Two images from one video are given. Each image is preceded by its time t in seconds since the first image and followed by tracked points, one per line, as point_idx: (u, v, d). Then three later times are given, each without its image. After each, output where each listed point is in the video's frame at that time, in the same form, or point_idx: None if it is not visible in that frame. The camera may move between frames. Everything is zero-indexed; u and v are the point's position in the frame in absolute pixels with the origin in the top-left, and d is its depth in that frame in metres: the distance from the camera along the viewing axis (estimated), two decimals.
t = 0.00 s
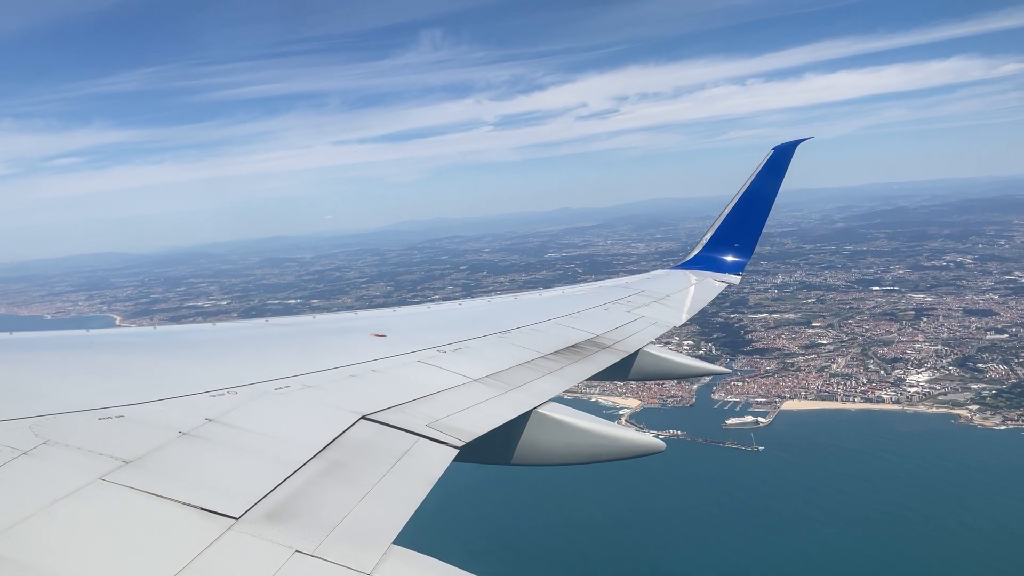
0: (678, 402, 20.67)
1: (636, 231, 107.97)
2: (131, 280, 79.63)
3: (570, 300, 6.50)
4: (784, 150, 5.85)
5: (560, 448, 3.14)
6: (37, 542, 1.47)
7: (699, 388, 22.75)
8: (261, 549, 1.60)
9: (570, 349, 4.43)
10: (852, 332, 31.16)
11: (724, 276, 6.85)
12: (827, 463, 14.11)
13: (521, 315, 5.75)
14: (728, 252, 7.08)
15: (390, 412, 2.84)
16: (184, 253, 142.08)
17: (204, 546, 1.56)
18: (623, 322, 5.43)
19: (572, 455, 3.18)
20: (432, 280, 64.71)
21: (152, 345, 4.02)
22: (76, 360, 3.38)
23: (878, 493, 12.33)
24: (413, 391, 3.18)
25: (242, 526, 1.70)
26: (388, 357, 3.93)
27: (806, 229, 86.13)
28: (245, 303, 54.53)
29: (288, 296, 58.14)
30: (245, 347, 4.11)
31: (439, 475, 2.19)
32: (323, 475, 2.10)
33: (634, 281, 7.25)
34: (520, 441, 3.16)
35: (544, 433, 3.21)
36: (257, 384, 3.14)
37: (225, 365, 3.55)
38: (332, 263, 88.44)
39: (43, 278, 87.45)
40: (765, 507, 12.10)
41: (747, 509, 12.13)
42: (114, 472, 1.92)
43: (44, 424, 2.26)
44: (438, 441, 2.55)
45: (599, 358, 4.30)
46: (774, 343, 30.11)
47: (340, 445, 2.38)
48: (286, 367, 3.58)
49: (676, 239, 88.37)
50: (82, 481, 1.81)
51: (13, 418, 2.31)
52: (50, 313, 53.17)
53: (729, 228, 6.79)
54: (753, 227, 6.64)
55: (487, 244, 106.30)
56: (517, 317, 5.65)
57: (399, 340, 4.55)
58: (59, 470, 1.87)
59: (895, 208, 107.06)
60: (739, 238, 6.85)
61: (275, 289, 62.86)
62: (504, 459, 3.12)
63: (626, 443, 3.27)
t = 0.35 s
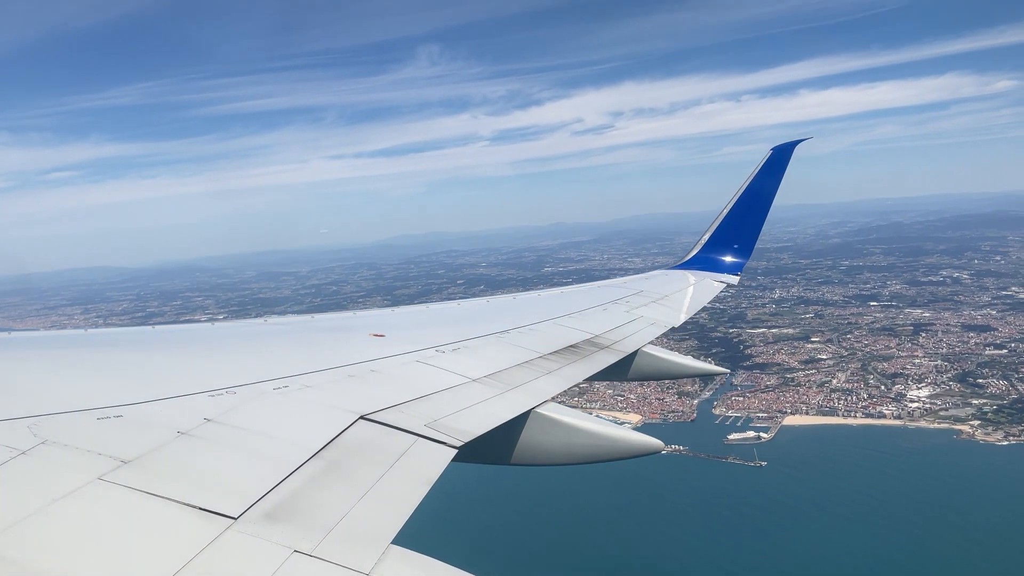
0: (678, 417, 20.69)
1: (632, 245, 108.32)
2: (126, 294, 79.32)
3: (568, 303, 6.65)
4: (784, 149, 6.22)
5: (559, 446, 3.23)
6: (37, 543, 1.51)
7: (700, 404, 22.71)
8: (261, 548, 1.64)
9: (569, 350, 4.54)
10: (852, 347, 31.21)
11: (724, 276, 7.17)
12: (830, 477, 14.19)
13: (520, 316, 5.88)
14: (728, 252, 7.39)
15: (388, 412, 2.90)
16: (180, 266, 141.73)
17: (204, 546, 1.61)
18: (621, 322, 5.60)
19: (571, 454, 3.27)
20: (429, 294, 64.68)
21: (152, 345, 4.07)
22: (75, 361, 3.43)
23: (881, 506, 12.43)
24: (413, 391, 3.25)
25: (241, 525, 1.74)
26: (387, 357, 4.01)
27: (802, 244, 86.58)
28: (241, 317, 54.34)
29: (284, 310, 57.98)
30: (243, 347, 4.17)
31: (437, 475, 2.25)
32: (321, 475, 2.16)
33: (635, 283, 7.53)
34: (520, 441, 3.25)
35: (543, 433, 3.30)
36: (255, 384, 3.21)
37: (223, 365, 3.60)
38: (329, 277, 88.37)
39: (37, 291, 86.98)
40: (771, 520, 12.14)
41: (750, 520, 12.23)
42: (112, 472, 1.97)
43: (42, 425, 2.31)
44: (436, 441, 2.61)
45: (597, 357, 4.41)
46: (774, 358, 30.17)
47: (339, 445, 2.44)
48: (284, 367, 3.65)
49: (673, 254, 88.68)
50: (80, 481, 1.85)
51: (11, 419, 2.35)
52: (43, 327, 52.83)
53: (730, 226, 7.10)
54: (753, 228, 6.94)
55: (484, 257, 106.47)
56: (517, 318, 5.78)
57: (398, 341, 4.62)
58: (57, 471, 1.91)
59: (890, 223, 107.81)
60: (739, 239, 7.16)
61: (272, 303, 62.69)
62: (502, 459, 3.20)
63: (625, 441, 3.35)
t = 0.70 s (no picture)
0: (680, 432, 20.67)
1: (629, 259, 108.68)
2: (122, 307, 79.09)
3: (566, 304, 6.76)
4: (779, 155, 6.55)
5: (558, 446, 3.32)
6: (39, 542, 1.52)
7: (701, 419, 22.69)
8: (260, 547, 1.67)
9: (568, 349, 4.64)
10: (852, 363, 31.29)
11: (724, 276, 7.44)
12: (833, 494, 14.31)
13: (518, 316, 6.00)
14: (727, 252, 7.67)
15: (387, 412, 2.96)
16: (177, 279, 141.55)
17: (204, 545, 1.63)
18: (619, 323, 5.72)
19: (569, 453, 3.37)
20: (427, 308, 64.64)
21: (151, 347, 4.12)
22: (73, 363, 3.46)
23: (885, 526, 12.58)
24: (412, 391, 3.33)
25: (240, 525, 1.76)
26: (386, 357, 4.09)
27: (798, 259, 87.01)
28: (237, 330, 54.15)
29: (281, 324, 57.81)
30: (241, 347, 4.25)
31: (436, 476, 2.29)
32: (321, 475, 2.19)
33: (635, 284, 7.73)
34: (519, 441, 3.33)
35: (542, 433, 3.38)
36: (254, 385, 3.26)
37: (220, 366, 3.64)
38: (326, 291, 88.31)
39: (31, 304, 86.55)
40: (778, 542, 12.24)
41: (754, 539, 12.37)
42: (111, 472, 1.99)
43: (41, 426, 2.34)
44: (434, 441, 2.68)
45: (596, 357, 4.51)
46: (774, 373, 30.21)
47: (337, 446, 2.48)
48: (282, 367, 3.72)
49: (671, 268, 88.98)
50: (79, 481, 1.87)
51: (10, 420, 2.38)
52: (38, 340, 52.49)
53: (730, 227, 7.38)
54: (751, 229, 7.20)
55: (482, 271, 106.58)
56: (516, 318, 5.89)
57: (397, 341, 4.72)
58: (57, 470, 1.94)
59: (885, 238, 108.44)
60: (738, 240, 7.42)
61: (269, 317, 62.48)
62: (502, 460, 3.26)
63: (621, 442, 3.48)
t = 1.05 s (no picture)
0: (683, 448, 20.65)
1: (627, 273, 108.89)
2: (118, 321, 78.81)
3: (566, 305, 6.89)
4: (779, 156, 6.75)
5: (557, 446, 3.40)
6: (34, 545, 1.49)
7: (703, 434, 22.67)
8: (260, 547, 1.65)
9: (568, 350, 4.74)
10: (852, 378, 31.31)
11: (722, 278, 7.67)
12: (838, 511, 14.37)
13: (518, 317, 6.11)
14: (726, 253, 7.93)
15: (386, 413, 2.97)
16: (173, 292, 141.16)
17: (203, 547, 1.61)
18: (619, 323, 5.85)
19: (566, 453, 3.44)
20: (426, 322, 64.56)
21: (147, 347, 4.11)
22: (69, 364, 3.44)
23: (890, 543, 12.64)
24: (411, 391, 3.37)
25: (239, 526, 1.74)
26: (385, 358, 4.15)
27: (796, 274, 87.37)
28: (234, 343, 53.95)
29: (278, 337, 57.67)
30: (240, 347, 4.27)
31: (435, 477, 2.30)
32: (319, 475, 2.18)
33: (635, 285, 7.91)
34: (517, 441, 3.41)
35: (541, 434, 3.45)
36: (252, 386, 3.26)
37: (218, 367, 3.64)
38: (324, 305, 88.18)
39: (26, 317, 86.14)
40: (785, 557, 12.28)
41: (756, 557, 12.43)
42: (109, 473, 1.96)
43: (38, 427, 2.30)
44: (433, 441, 2.70)
45: (595, 357, 4.61)
46: (775, 388, 30.23)
47: (336, 445, 2.47)
48: (280, 367, 3.73)
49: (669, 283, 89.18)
50: (76, 481, 1.84)
51: (4, 420, 2.33)
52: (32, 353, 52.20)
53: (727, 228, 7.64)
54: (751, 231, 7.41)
55: (480, 285, 106.61)
56: (515, 317, 6.04)
57: (397, 341, 4.78)
58: (55, 471, 1.90)
59: (882, 254, 109.00)
60: (738, 241, 7.64)
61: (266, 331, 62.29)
62: (502, 461, 3.36)
63: (618, 443, 3.55)
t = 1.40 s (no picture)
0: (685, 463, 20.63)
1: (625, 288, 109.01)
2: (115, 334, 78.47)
3: (567, 305, 7.02)
4: (779, 157, 6.91)
5: (556, 445, 3.46)
6: (34, 545, 1.50)
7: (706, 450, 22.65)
8: (257, 547, 1.67)
9: (566, 351, 4.83)
10: (854, 393, 31.30)
11: (721, 278, 7.93)
12: (843, 527, 14.37)
13: (519, 317, 6.23)
14: (725, 254, 8.20)
15: (384, 414, 2.99)
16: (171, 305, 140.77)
17: (202, 546, 1.63)
18: (619, 323, 5.97)
19: (566, 451, 3.50)
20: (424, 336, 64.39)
21: (148, 348, 4.12)
22: (70, 364, 3.45)
23: (896, 560, 12.64)
24: (411, 391, 3.42)
25: (237, 525, 1.77)
26: (384, 359, 4.19)
27: (795, 288, 87.57)
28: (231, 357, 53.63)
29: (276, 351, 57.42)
30: (239, 348, 4.29)
31: (433, 477, 2.32)
32: (318, 475, 2.21)
33: (636, 286, 8.09)
34: (517, 441, 3.46)
35: (541, 433, 3.50)
36: (251, 386, 3.28)
37: (217, 367, 3.66)
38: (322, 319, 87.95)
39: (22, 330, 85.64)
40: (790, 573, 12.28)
41: (762, 569, 12.46)
42: (108, 472, 1.97)
43: (39, 427, 2.31)
44: (431, 441, 2.73)
45: (593, 359, 4.69)
46: (776, 404, 30.24)
47: (335, 446, 2.50)
48: (281, 368, 3.76)
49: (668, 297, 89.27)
50: (76, 481, 1.86)
51: (5, 421, 2.34)
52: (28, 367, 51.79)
53: (726, 230, 7.90)
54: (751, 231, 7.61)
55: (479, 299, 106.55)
56: (516, 318, 6.17)
57: (396, 342, 4.84)
58: (55, 470, 1.92)
59: (880, 269, 109.29)
60: (739, 241, 7.84)
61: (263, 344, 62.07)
62: (501, 460, 3.42)
63: (618, 442, 3.60)
